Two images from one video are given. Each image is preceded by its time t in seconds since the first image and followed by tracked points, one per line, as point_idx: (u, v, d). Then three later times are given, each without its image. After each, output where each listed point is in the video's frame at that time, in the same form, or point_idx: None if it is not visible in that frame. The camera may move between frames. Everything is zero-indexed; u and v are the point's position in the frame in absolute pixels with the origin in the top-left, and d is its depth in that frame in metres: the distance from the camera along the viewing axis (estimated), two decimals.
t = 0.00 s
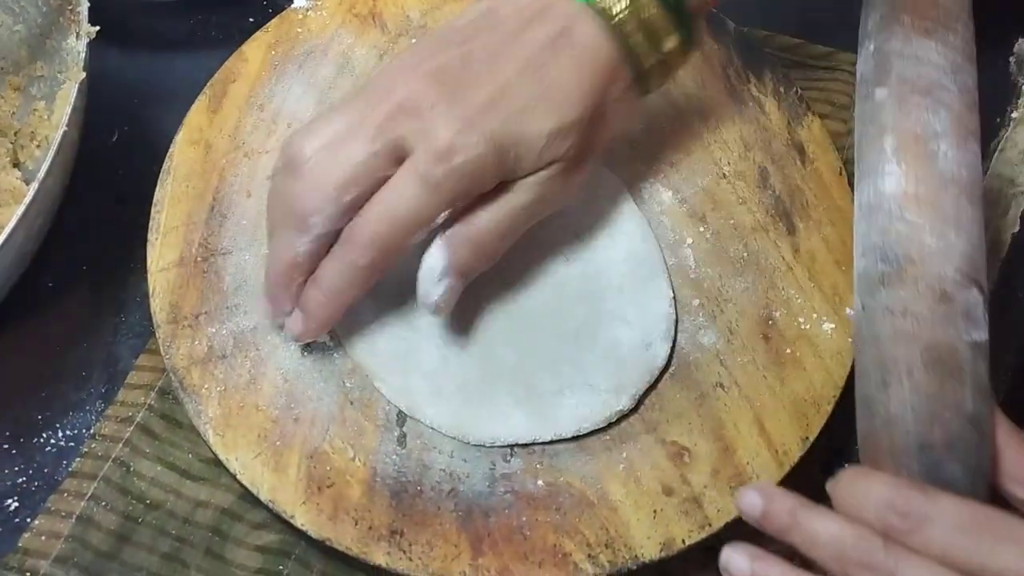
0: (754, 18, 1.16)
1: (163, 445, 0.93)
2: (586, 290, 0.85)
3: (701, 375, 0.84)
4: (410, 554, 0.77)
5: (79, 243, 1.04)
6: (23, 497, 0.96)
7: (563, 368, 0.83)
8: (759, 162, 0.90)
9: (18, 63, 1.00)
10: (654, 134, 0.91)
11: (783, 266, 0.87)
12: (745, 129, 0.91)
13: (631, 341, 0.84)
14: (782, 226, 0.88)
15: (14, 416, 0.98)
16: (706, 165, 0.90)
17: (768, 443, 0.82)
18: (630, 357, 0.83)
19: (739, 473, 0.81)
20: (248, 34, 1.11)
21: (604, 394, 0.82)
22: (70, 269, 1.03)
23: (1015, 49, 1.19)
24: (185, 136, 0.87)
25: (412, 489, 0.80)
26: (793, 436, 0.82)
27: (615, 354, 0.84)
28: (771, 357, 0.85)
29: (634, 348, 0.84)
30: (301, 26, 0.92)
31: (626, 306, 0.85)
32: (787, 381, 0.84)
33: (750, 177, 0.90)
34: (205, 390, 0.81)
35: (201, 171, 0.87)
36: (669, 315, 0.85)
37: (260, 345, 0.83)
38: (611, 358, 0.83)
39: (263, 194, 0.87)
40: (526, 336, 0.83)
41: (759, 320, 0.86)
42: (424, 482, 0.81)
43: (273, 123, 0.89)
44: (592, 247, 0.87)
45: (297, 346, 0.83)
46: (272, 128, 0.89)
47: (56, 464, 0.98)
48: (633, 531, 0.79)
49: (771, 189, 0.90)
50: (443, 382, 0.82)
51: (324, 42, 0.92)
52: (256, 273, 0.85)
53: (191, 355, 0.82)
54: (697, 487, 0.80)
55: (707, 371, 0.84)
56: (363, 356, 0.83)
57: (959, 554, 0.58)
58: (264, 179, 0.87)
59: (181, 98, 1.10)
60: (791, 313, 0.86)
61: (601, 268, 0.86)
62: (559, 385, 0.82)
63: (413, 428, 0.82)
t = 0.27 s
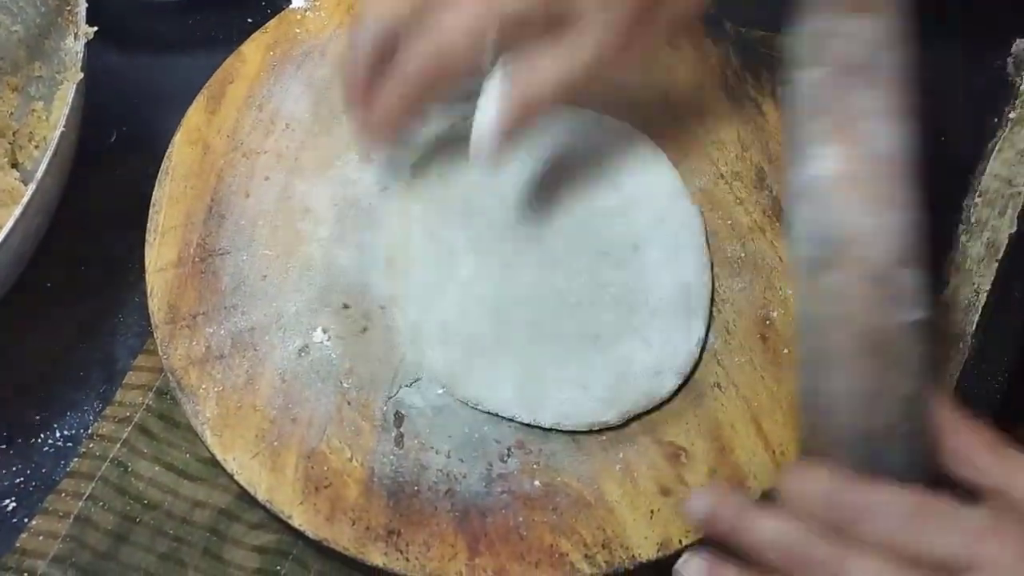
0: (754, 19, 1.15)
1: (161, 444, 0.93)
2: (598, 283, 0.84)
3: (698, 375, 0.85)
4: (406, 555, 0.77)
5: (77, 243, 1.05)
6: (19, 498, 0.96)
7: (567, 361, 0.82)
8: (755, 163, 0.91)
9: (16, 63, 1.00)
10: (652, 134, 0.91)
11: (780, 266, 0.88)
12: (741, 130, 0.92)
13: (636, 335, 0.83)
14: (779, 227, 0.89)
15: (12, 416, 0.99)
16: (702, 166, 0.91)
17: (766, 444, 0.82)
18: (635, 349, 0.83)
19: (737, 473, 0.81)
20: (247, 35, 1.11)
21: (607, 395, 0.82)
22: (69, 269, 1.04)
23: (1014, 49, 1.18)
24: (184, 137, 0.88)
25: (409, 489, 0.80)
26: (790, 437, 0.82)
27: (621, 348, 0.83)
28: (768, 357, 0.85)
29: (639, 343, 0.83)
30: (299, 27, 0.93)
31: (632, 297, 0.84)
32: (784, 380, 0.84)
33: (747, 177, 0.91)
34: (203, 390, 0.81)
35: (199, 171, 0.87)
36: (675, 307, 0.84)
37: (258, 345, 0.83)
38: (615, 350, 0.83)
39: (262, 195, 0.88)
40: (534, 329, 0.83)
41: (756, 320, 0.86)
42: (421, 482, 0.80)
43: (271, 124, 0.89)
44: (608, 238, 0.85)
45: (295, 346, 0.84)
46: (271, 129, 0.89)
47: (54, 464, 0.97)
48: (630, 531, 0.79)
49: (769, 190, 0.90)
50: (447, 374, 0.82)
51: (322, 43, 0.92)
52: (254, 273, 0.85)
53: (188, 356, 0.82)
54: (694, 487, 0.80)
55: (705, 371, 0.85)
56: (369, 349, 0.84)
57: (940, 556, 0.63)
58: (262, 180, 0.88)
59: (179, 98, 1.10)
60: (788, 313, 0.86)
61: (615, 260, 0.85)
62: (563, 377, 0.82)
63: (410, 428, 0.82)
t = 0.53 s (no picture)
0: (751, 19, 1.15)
1: (157, 445, 0.93)
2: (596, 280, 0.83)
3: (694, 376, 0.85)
4: (403, 555, 0.78)
5: (73, 244, 1.04)
6: (15, 498, 0.96)
7: (565, 359, 0.82)
8: (753, 162, 0.90)
9: (13, 63, 1.00)
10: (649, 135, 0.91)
11: (777, 266, 0.87)
12: (738, 129, 0.91)
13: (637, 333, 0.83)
14: (775, 227, 0.88)
15: (8, 416, 0.98)
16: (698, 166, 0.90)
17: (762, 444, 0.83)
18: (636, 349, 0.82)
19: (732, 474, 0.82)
20: (243, 35, 1.11)
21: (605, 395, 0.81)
22: (64, 269, 1.03)
23: (1010, 50, 1.16)
24: (179, 137, 0.86)
25: (406, 489, 0.80)
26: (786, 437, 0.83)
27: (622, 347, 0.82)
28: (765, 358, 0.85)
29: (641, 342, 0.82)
30: (295, 27, 0.91)
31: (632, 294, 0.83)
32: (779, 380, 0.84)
33: (744, 177, 0.90)
34: (199, 390, 0.81)
35: (194, 172, 0.86)
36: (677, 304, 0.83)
37: (254, 346, 0.83)
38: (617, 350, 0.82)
39: (258, 195, 0.87)
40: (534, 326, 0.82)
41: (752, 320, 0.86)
42: (418, 482, 0.81)
43: (267, 123, 0.89)
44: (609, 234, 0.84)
45: (291, 346, 0.83)
46: (266, 128, 0.89)
47: (50, 464, 0.98)
48: (625, 532, 0.79)
49: (765, 189, 0.89)
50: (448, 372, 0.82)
51: (319, 42, 0.91)
52: (250, 273, 0.85)
53: (184, 356, 0.81)
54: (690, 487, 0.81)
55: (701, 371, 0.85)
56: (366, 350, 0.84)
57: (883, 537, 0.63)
58: (258, 180, 0.87)
59: (176, 99, 1.10)
60: (785, 313, 0.86)
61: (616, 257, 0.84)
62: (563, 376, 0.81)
63: (406, 428, 0.83)
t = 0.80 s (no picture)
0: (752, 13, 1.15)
1: (159, 442, 0.93)
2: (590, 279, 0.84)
3: (697, 373, 0.84)
4: (406, 552, 0.78)
5: (75, 240, 1.04)
6: (17, 494, 0.96)
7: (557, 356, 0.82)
8: (755, 159, 0.90)
9: (13, 59, 0.99)
10: (650, 131, 0.90)
11: (780, 264, 0.87)
12: (740, 126, 0.90)
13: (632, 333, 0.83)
14: (778, 223, 0.88)
15: (10, 413, 0.98)
16: (701, 162, 0.90)
17: (766, 440, 0.82)
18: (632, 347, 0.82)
19: (735, 471, 0.82)
20: (244, 32, 1.11)
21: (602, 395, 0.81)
22: (66, 266, 1.03)
23: (1013, 46, 1.15)
24: (181, 133, 0.86)
25: (409, 486, 0.81)
26: (790, 434, 0.82)
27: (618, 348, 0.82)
28: (768, 355, 0.85)
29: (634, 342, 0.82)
30: (296, 22, 0.90)
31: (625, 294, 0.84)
32: (782, 377, 0.84)
33: (746, 174, 0.89)
34: (201, 386, 0.81)
35: (196, 168, 0.86)
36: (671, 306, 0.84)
37: (256, 342, 0.83)
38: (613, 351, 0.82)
39: (260, 192, 0.87)
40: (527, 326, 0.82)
41: (755, 317, 0.86)
42: (420, 479, 0.81)
43: (268, 119, 0.88)
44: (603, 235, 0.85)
45: (293, 343, 0.83)
46: (268, 124, 0.88)
47: (53, 461, 0.98)
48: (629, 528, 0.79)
49: (767, 186, 0.89)
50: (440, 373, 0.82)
51: (320, 38, 0.91)
52: (252, 269, 0.85)
53: (185, 353, 0.81)
54: (693, 484, 0.81)
55: (704, 368, 0.84)
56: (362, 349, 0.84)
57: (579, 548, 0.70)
58: (260, 176, 0.87)
59: (177, 96, 1.10)
60: (787, 310, 0.86)
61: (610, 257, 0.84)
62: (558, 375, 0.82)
63: (408, 425, 0.82)
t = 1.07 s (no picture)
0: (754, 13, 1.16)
1: (164, 441, 0.93)
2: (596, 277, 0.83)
3: (700, 370, 0.84)
4: (410, 548, 0.78)
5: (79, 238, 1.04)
6: (22, 492, 0.96)
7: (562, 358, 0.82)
8: (758, 158, 0.90)
9: (17, 58, 0.99)
10: (653, 130, 0.90)
11: (783, 261, 0.87)
12: (744, 125, 0.91)
13: (638, 331, 0.83)
14: (781, 221, 0.89)
15: (14, 411, 0.99)
16: (704, 160, 0.90)
17: (768, 438, 0.82)
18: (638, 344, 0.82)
19: (738, 468, 0.81)
20: (248, 31, 1.11)
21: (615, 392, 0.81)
22: (71, 264, 1.03)
23: (1015, 45, 1.15)
24: (185, 132, 0.86)
25: (412, 483, 0.80)
26: (791, 431, 0.83)
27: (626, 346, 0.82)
28: (771, 353, 0.85)
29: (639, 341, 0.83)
30: (300, 22, 0.91)
31: (630, 292, 0.84)
32: (786, 375, 0.84)
33: (749, 172, 0.90)
34: (205, 384, 0.81)
35: (200, 166, 0.86)
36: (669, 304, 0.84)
37: (261, 340, 0.83)
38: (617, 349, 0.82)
39: (264, 190, 0.87)
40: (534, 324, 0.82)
41: (758, 315, 0.86)
42: (424, 476, 0.81)
43: (273, 117, 0.88)
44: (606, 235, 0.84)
45: (297, 341, 0.83)
46: (272, 123, 0.88)
47: (56, 458, 0.98)
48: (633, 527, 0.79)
49: (770, 183, 0.89)
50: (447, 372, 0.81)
51: (323, 37, 0.91)
52: (256, 267, 0.85)
53: (190, 351, 0.82)
54: (696, 482, 0.81)
55: (707, 366, 0.84)
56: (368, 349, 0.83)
57: None
58: (264, 175, 0.87)
59: (182, 95, 1.10)
60: (790, 308, 0.86)
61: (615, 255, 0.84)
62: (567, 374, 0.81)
63: (412, 423, 0.82)
